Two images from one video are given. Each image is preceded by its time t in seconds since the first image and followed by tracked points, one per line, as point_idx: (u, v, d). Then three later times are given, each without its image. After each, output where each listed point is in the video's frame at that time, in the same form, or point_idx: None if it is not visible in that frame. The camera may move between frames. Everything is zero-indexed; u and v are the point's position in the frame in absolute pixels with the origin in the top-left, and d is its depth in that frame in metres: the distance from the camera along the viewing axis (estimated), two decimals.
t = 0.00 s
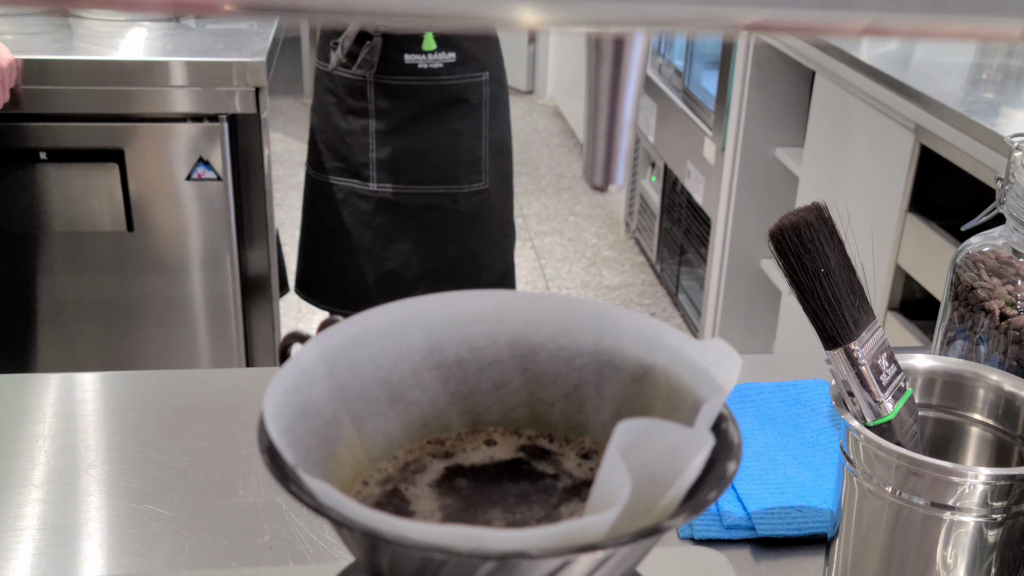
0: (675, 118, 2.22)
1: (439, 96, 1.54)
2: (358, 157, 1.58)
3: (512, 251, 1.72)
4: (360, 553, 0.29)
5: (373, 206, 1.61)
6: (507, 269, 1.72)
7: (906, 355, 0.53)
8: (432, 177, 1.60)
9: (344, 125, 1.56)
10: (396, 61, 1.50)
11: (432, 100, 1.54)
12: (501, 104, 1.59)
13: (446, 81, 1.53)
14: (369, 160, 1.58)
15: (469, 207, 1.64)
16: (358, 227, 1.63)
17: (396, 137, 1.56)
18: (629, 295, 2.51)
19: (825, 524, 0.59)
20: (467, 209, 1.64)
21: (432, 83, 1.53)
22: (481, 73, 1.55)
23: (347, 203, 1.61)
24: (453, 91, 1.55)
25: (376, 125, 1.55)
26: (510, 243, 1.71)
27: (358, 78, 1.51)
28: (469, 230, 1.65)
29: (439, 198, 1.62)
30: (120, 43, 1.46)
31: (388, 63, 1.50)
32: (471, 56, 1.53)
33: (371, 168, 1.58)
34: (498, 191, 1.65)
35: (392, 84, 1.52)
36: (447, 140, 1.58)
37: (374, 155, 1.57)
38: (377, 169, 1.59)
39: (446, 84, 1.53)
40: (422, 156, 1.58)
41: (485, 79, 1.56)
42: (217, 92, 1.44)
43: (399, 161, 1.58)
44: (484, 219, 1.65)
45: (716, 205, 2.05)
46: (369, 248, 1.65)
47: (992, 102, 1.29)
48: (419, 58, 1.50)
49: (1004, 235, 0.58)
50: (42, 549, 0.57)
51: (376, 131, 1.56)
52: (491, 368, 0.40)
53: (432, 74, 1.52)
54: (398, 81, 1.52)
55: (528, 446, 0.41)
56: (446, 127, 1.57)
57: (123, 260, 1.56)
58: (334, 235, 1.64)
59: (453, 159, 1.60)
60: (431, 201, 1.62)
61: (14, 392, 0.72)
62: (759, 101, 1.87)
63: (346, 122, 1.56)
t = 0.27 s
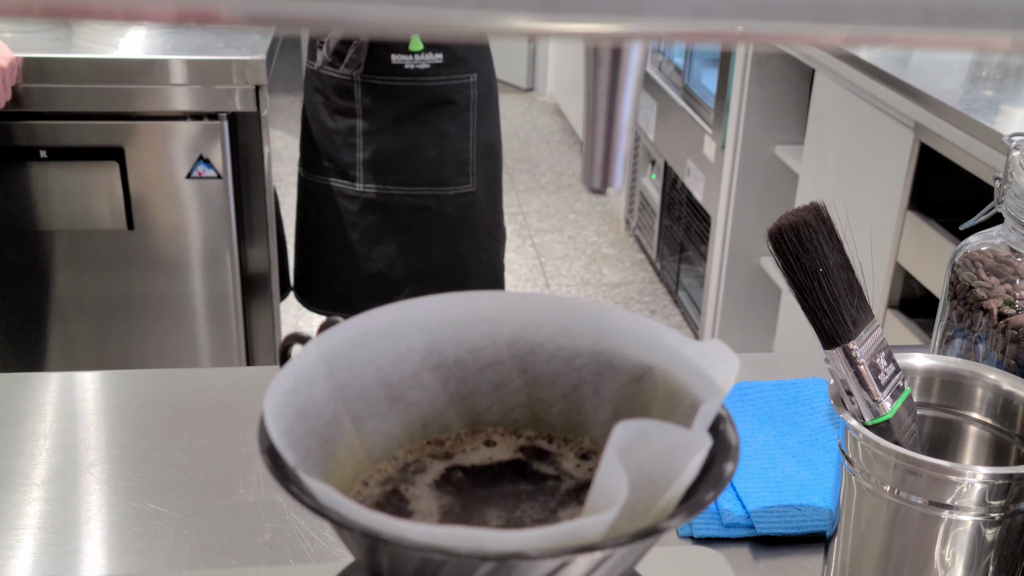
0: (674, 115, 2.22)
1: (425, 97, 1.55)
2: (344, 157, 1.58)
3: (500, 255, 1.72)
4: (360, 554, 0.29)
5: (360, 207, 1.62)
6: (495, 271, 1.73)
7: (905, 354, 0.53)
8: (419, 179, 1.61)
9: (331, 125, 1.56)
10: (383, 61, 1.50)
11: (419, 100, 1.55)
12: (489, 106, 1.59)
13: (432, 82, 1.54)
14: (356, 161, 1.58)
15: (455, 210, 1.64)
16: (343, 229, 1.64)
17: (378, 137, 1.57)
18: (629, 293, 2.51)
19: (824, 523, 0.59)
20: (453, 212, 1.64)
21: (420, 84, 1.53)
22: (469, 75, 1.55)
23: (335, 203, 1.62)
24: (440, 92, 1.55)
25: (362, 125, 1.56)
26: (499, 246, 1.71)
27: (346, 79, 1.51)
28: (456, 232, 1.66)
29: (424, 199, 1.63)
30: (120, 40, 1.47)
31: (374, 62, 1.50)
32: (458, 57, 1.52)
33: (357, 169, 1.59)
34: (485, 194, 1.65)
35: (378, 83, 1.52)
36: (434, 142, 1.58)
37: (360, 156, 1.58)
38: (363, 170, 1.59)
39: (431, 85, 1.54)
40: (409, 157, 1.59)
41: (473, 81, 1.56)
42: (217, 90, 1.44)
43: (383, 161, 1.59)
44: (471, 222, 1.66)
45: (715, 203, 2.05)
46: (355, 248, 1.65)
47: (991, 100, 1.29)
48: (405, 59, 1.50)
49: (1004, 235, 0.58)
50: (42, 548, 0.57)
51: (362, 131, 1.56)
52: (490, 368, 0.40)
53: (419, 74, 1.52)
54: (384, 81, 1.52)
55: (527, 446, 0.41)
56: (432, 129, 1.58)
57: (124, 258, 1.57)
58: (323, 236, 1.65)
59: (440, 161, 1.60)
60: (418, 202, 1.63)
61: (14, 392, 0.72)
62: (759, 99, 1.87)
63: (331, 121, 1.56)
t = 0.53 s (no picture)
0: (673, 113, 2.22)
1: (427, 92, 1.55)
2: (346, 157, 1.58)
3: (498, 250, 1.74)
4: (360, 548, 0.29)
5: (361, 206, 1.62)
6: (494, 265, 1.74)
7: (903, 351, 0.53)
8: (420, 175, 1.61)
9: (330, 125, 1.56)
10: (383, 57, 1.49)
11: (420, 96, 1.55)
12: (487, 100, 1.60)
13: (432, 76, 1.54)
14: (359, 159, 1.58)
15: (456, 203, 1.65)
16: (345, 228, 1.64)
17: (381, 134, 1.57)
18: (628, 291, 2.52)
19: (823, 519, 0.60)
20: (455, 205, 1.65)
21: (419, 78, 1.53)
22: (468, 68, 1.55)
23: (334, 204, 1.61)
24: (441, 86, 1.55)
25: (364, 123, 1.55)
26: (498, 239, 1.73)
27: (346, 77, 1.51)
28: (457, 226, 1.67)
29: (426, 195, 1.63)
30: (118, 39, 1.47)
31: (372, 59, 1.49)
32: (457, 50, 1.53)
33: (359, 167, 1.59)
34: (486, 187, 1.66)
35: (378, 80, 1.52)
36: (434, 137, 1.59)
37: (362, 153, 1.57)
38: (363, 168, 1.59)
39: (433, 79, 1.54)
40: (411, 153, 1.59)
41: (472, 74, 1.56)
42: (215, 88, 1.44)
43: (385, 159, 1.59)
44: (472, 216, 1.67)
45: (714, 200, 2.05)
46: (356, 246, 1.66)
47: (990, 97, 1.29)
48: (407, 54, 1.50)
49: (1002, 231, 0.58)
50: (42, 546, 0.57)
51: (364, 129, 1.56)
52: (489, 365, 0.40)
53: (419, 69, 1.52)
54: (384, 77, 1.52)
55: (527, 443, 0.41)
56: (433, 123, 1.58)
57: (123, 256, 1.57)
58: (319, 237, 1.64)
59: (441, 155, 1.61)
60: (419, 197, 1.63)
61: (13, 389, 0.73)
62: (758, 97, 1.87)
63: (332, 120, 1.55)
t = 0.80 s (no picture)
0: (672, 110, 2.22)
1: (417, 90, 1.54)
2: (337, 153, 1.58)
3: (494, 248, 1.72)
4: (366, 546, 0.28)
5: (354, 202, 1.62)
6: (489, 262, 1.72)
7: (905, 349, 0.53)
8: (412, 171, 1.61)
9: (322, 122, 1.56)
10: (374, 56, 1.50)
11: (409, 93, 1.55)
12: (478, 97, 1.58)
13: (421, 75, 1.53)
14: (349, 156, 1.58)
15: (449, 200, 1.64)
16: (339, 224, 1.64)
17: (373, 131, 1.57)
18: (628, 288, 2.52)
19: (825, 517, 0.60)
20: (448, 203, 1.64)
21: (409, 77, 1.53)
22: (458, 66, 1.54)
23: (329, 199, 1.62)
24: (430, 84, 1.54)
25: (354, 121, 1.56)
26: (493, 235, 1.71)
27: (335, 75, 1.52)
28: (451, 223, 1.66)
29: (418, 192, 1.63)
30: (118, 39, 1.47)
31: (364, 58, 1.50)
32: (447, 49, 1.52)
33: (351, 163, 1.59)
34: (479, 184, 1.65)
35: (368, 79, 1.52)
36: (425, 134, 1.58)
37: (353, 150, 1.58)
38: (356, 164, 1.59)
39: (421, 78, 1.53)
40: (403, 150, 1.59)
41: (462, 72, 1.55)
42: (215, 87, 1.44)
43: (377, 156, 1.59)
44: (465, 213, 1.66)
45: (714, 198, 2.05)
46: (350, 241, 1.66)
47: (990, 94, 1.29)
48: (395, 53, 1.50)
49: (1003, 230, 0.58)
50: (45, 546, 0.57)
51: (354, 126, 1.56)
52: (494, 364, 0.40)
53: (408, 67, 1.52)
54: (376, 75, 1.52)
55: (532, 442, 0.40)
56: (424, 121, 1.57)
57: (124, 255, 1.57)
58: (315, 230, 1.66)
59: (432, 153, 1.60)
60: (412, 194, 1.63)
61: (15, 389, 0.73)
62: (757, 95, 1.87)
63: (321, 116, 1.56)
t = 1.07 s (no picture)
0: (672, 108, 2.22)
1: (415, 83, 1.54)
2: (337, 149, 1.58)
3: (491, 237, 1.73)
4: (369, 542, 0.28)
5: (354, 196, 1.62)
6: (488, 252, 1.73)
7: (906, 345, 0.53)
8: (411, 165, 1.61)
9: (319, 117, 1.56)
10: (371, 51, 1.50)
11: (407, 87, 1.55)
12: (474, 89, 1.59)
13: (419, 69, 1.53)
14: (349, 151, 1.58)
15: (448, 191, 1.65)
16: (339, 218, 1.64)
17: (372, 127, 1.57)
18: (627, 286, 2.52)
19: (826, 512, 0.60)
20: (447, 194, 1.65)
21: (407, 71, 1.53)
22: (454, 59, 1.55)
23: (329, 194, 1.62)
24: (428, 77, 1.54)
25: (353, 116, 1.55)
26: (490, 224, 1.72)
27: (334, 71, 1.51)
28: (450, 214, 1.67)
29: (418, 184, 1.63)
30: (117, 37, 1.47)
31: (360, 53, 1.50)
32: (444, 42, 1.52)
33: (350, 158, 1.59)
34: (476, 174, 1.66)
35: (365, 74, 1.52)
36: (423, 127, 1.59)
37: (353, 145, 1.58)
38: (355, 159, 1.59)
39: (420, 71, 1.54)
40: (402, 144, 1.59)
41: (458, 64, 1.55)
42: (214, 86, 1.44)
43: (376, 150, 1.59)
44: (464, 204, 1.67)
45: (713, 195, 2.05)
46: (350, 235, 1.66)
47: (990, 90, 1.29)
48: (393, 48, 1.50)
49: (1004, 226, 0.59)
50: (45, 543, 0.57)
51: (354, 122, 1.56)
52: (496, 361, 0.40)
53: (406, 62, 1.52)
54: (372, 71, 1.52)
55: (534, 439, 0.40)
56: (422, 114, 1.58)
57: (124, 253, 1.57)
58: (315, 226, 1.65)
59: (431, 145, 1.60)
60: (411, 187, 1.63)
61: (15, 387, 0.73)
62: (757, 92, 1.87)
63: (316, 113, 1.56)
